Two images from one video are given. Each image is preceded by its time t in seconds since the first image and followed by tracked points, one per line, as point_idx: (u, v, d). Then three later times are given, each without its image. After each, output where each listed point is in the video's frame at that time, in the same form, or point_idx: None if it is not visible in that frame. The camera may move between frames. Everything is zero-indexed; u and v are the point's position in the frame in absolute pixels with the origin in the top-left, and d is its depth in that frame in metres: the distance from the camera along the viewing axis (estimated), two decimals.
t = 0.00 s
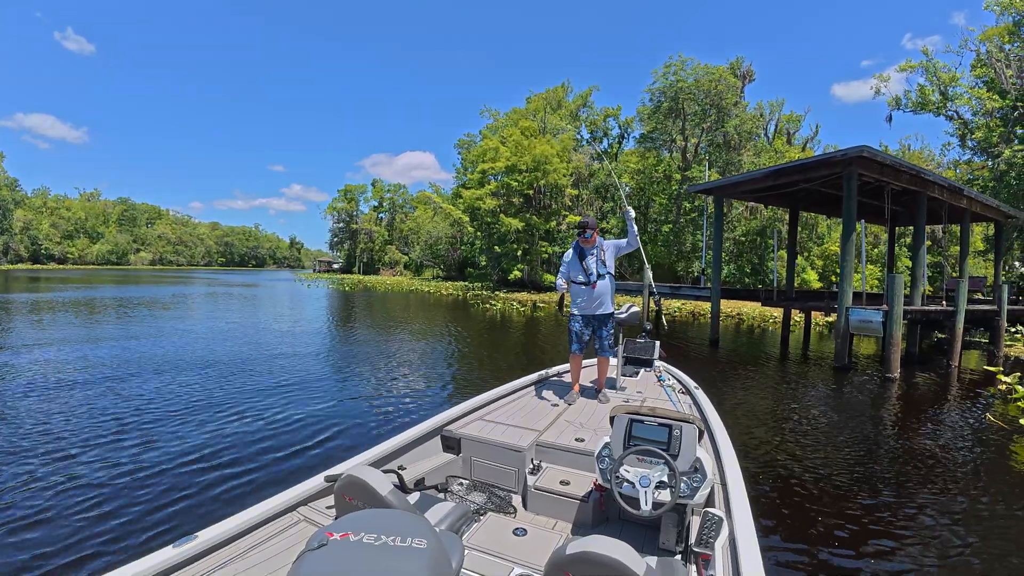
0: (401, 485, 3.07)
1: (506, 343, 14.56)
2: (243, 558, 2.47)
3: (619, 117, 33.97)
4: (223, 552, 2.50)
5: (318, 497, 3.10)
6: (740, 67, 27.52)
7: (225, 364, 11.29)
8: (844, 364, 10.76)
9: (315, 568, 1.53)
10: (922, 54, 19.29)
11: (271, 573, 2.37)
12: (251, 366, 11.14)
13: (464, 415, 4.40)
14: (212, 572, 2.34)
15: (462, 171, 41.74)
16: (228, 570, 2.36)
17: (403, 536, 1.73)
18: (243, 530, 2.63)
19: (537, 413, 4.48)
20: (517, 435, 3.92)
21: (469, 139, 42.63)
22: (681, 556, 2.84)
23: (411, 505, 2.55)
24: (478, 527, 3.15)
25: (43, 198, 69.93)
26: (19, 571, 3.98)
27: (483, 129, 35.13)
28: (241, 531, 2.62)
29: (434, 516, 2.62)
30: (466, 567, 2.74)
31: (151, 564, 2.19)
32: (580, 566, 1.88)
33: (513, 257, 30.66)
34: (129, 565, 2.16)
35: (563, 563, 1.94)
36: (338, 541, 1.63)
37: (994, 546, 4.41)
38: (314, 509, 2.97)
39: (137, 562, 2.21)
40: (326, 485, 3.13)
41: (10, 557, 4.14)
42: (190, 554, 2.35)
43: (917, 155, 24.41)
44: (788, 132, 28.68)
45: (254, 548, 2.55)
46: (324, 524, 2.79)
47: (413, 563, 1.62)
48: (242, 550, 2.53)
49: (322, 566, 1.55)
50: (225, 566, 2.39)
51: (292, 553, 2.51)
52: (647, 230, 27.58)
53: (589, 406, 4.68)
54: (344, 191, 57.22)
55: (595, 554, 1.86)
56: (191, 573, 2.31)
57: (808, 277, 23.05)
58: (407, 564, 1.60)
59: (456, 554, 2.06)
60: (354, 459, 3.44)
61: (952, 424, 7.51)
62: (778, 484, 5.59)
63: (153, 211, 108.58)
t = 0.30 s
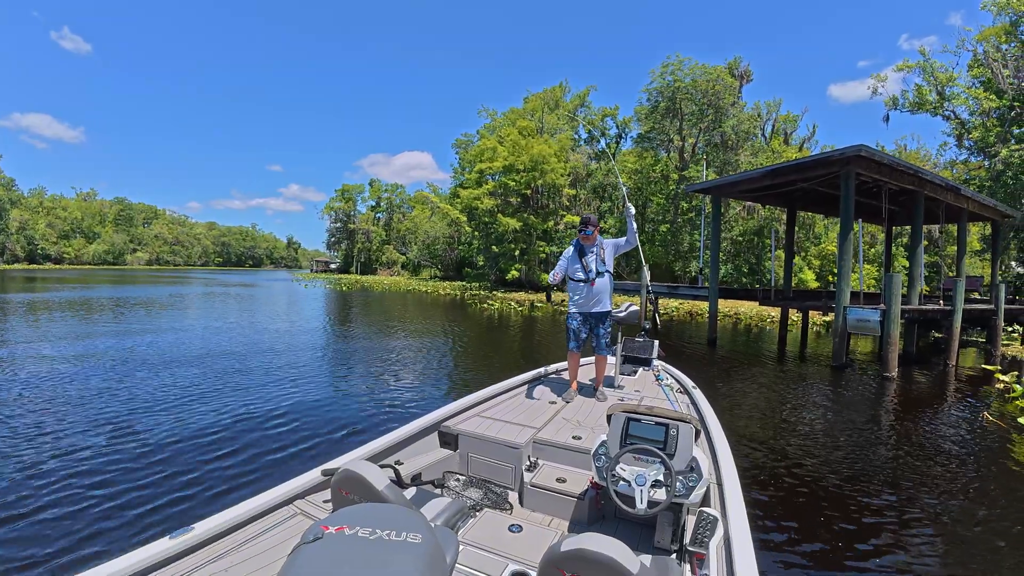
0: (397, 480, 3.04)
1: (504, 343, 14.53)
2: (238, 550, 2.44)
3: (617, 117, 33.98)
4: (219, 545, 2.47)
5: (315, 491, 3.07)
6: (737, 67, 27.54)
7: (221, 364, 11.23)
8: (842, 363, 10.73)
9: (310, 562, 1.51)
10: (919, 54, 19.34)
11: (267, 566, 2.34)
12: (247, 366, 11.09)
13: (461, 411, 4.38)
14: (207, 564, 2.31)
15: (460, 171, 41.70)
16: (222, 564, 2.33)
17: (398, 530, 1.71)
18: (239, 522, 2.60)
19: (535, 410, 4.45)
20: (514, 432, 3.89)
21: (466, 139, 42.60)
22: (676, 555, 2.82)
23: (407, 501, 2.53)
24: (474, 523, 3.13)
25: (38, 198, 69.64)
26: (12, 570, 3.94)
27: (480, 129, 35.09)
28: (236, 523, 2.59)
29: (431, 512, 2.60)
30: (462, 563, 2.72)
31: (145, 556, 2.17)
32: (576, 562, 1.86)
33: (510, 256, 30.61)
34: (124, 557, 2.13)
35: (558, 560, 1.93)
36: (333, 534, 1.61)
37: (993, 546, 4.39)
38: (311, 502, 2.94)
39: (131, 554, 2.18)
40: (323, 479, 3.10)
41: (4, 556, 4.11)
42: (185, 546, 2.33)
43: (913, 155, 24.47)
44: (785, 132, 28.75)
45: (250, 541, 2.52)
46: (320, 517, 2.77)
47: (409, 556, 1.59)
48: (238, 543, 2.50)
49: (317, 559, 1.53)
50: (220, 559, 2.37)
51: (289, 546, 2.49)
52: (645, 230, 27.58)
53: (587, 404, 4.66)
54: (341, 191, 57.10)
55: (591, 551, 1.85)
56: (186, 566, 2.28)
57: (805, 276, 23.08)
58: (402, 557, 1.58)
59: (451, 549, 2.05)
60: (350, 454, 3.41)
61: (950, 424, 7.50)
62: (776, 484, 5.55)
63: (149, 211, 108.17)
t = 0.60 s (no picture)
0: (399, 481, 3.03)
1: (502, 343, 14.55)
2: (240, 551, 2.44)
3: (615, 117, 34.02)
4: (221, 546, 2.46)
5: (316, 493, 3.06)
6: (735, 67, 27.61)
7: (220, 364, 11.21)
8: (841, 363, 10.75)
9: (312, 562, 1.50)
10: (917, 55, 19.40)
11: (268, 567, 2.33)
12: (245, 367, 11.07)
13: (462, 412, 4.37)
14: (210, 566, 2.30)
15: (458, 171, 41.67)
16: (224, 565, 2.32)
17: (401, 531, 1.71)
18: (240, 524, 2.59)
19: (535, 411, 4.45)
20: (515, 432, 3.88)
21: (464, 139, 42.60)
22: (678, 555, 2.82)
23: (409, 502, 2.52)
24: (475, 523, 3.13)
25: (33, 198, 69.36)
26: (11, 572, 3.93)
27: (478, 129, 35.11)
28: (238, 525, 2.58)
29: (432, 513, 2.60)
30: (463, 563, 2.72)
31: (148, 558, 2.16)
32: (578, 564, 1.86)
33: (508, 257, 30.63)
34: (127, 559, 2.13)
35: (560, 562, 1.92)
36: (336, 536, 1.61)
37: (991, 547, 4.40)
38: (312, 503, 2.93)
39: (133, 555, 2.17)
40: (324, 480, 3.09)
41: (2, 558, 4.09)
42: (187, 548, 2.32)
43: (911, 155, 24.55)
44: (782, 133, 28.82)
45: (252, 542, 2.52)
46: (322, 518, 2.76)
47: (411, 558, 1.59)
48: (239, 544, 2.49)
49: (320, 561, 1.53)
50: (222, 561, 2.36)
51: (290, 547, 2.48)
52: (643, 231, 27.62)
53: (588, 405, 4.66)
54: (338, 191, 57.04)
55: (592, 552, 1.84)
56: (189, 567, 2.28)
57: (802, 276, 23.13)
58: (405, 558, 1.58)
59: (453, 549, 2.04)
60: (351, 455, 3.40)
61: (947, 423, 7.53)
62: (776, 484, 5.57)
63: (146, 211, 107.93)
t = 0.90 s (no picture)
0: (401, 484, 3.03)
1: (500, 343, 14.57)
2: (244, 555, 2.44)
3: (613, 117, 34.07)
4: (224, 551, 2.46)
5: (318, 496, 3.05)
6: (733, 68, 27.67)
7: (218, 365, 11.22)
8: (840, 363, 10.76)
9: (315, 566, 1.50)
10: (914, 56, 19.46)
11: (270, 572, 2.33)
12: (243, 367, 11.05)
13: (464, 414, 4.37)
14: (213, 570, 2.30)
15: (455, 171, 41.67)
16: (226, 570, 2.32)
17: (404, 535, 1.71)
18: (243, 528, 2.59)
19: (537, 412, 4.45)
20: (517, 434, 3.89)
21: (462, 139, 42.61)
22: (681, 556, 2.83)
23: (411, 505, 2.52)
24: (478, 526, 3.12)
25: (29, 198, 69.10)
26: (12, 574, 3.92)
27: (476, 129, 35.13)
28: (241, 529, 2.58)
29: (435, 515, 2.59)
30: (466, 566, 2.72)
31: (151, 563, 2.16)
32: (581, 566, 1.86)
33: (506, 257, 30.66)
34: (130, 564, 2.12)
35: (564, 564, 1.92)
36: (340, 540, 1.61)
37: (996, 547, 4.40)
38: (314, 507, 2.92)
39: (137, 560, 2.17)
40: (327, 483, 3.09)
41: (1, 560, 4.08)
42: (191, 552, 2.32)
43: (908, 155, 24.63)
44: (780, 133, 28.89)
45: (255, 546, 2.52)
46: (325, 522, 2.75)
47: (416, 561, 1.59)
48: (243, 549, 2.49)
49: (325, 564, 1.52)
50: (226, 565, 2.35)
51: (293, 551, 2.47)
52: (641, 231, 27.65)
53: (590, 406, 4.66)
54: (336, 191, 57.02)
55: (595, 555, 1.84)
56: (192, 572, 2.27)
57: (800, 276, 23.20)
58: (409, 562, 1.58)
59: (456, 552, 2.04)
60: (353, 458, 3.39)
61: (947, 424, 7.55)
62: (780, 485, 5.56)
63: (142, 210, 107.75)
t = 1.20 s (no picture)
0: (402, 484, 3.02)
1: (497, 343, 14.57)
2: (245, 556, 2.43)
3: (610, 117, 34.07)
4: (225, 552, 2.45)
5: (319, 497, 3.04)
6: (731, 68, 27.72)
7: (216, 365, 11.20)
8: (839, 363, 10.78)
9: (315, 566, 1.50)
10: (911, 56, 19.49)
11: (271, 573, 2.32)
12: (241, 368, 11.03)
13: (464, 414, 4.36)
14: (213, 572, 2.29)
15: (453, 171, 41.64)
16: (228, 571, 2.31)
17: (405, 536, 1.70)
18: (244, 529, 2.58)
19: (538, 413, 4.44)
20: (518, 435, 3.88)
21: (459, 139, 42.59)
22: (684, 556, 2.82)
23: (412, 506, 2.51)
24: (479, 527, 3.12)
25: (25, 198, 68.82)
26: None
27: (474, 129, 35.10)
28: (242, 530, 2.57)
29: (436, 516, 2.58)
30: (467, 567, 2.72)
31: (152, 563, 2.15)
32: (581, 567, 1.85)
33: (504, 257, 30.65)
34: (131, 566, 2.12)
35: (564, 564, 1.92)
36: (341, 541, 1.60)
37: (991, 547, 4.42)
38: (315, 508, 2.91)
39: (138, 561, 2.16)
40: (327, 484, 3.08)
41: None
42: (192, 553, 2.32)
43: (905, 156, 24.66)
44: (777, 133, 28.93)
45: (257, 547, 2.51)
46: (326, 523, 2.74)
47: (418, 563, 1.58)
48: (244, 549, 2.48)
49: (327, 567, 1.52)
50: (227, 566, 2.35)
51: (295, 552, 2.47)
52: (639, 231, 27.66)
53: (590, 407, 4.66)
54: (333, 191, 56.92)
55: (595, 555, 1.84)
56: (193, 573, 2.26)
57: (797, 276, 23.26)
58: (411, 563, 1.57)
59: (457, 553, 2.04)
60: (354, 459, 3.38)
61: (943, 424, 7.57)
62: (779, 486, 5.57)
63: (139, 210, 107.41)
